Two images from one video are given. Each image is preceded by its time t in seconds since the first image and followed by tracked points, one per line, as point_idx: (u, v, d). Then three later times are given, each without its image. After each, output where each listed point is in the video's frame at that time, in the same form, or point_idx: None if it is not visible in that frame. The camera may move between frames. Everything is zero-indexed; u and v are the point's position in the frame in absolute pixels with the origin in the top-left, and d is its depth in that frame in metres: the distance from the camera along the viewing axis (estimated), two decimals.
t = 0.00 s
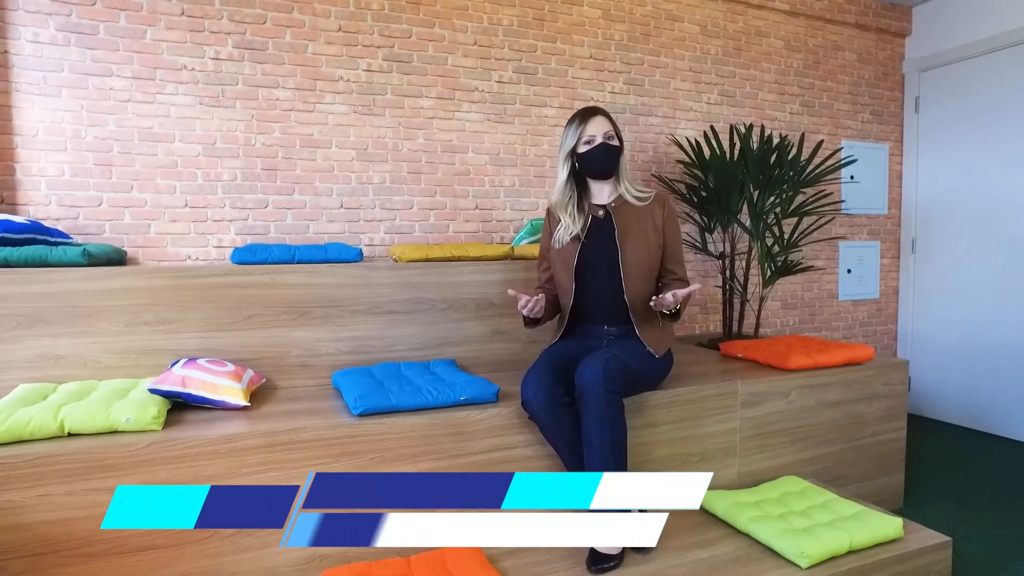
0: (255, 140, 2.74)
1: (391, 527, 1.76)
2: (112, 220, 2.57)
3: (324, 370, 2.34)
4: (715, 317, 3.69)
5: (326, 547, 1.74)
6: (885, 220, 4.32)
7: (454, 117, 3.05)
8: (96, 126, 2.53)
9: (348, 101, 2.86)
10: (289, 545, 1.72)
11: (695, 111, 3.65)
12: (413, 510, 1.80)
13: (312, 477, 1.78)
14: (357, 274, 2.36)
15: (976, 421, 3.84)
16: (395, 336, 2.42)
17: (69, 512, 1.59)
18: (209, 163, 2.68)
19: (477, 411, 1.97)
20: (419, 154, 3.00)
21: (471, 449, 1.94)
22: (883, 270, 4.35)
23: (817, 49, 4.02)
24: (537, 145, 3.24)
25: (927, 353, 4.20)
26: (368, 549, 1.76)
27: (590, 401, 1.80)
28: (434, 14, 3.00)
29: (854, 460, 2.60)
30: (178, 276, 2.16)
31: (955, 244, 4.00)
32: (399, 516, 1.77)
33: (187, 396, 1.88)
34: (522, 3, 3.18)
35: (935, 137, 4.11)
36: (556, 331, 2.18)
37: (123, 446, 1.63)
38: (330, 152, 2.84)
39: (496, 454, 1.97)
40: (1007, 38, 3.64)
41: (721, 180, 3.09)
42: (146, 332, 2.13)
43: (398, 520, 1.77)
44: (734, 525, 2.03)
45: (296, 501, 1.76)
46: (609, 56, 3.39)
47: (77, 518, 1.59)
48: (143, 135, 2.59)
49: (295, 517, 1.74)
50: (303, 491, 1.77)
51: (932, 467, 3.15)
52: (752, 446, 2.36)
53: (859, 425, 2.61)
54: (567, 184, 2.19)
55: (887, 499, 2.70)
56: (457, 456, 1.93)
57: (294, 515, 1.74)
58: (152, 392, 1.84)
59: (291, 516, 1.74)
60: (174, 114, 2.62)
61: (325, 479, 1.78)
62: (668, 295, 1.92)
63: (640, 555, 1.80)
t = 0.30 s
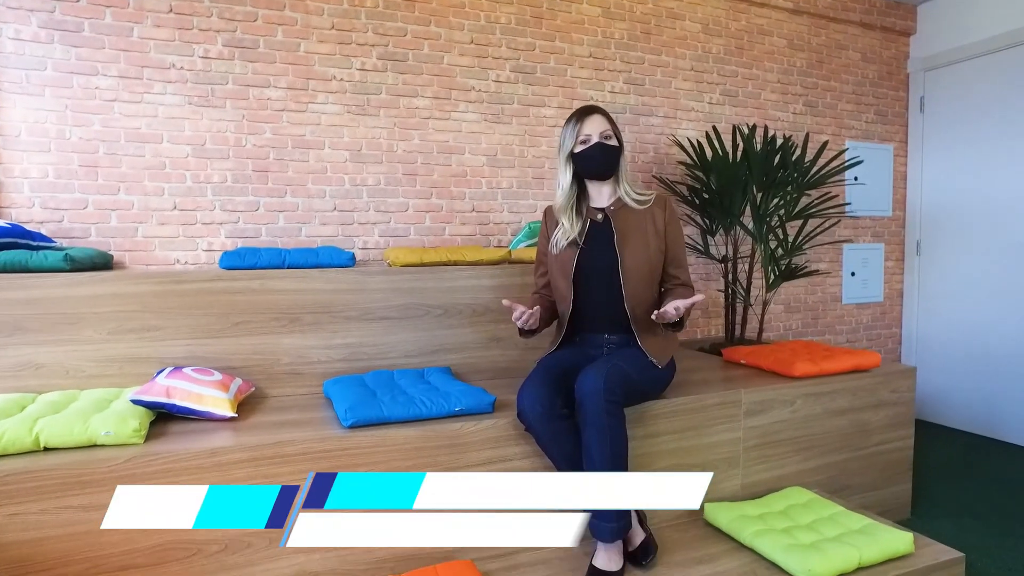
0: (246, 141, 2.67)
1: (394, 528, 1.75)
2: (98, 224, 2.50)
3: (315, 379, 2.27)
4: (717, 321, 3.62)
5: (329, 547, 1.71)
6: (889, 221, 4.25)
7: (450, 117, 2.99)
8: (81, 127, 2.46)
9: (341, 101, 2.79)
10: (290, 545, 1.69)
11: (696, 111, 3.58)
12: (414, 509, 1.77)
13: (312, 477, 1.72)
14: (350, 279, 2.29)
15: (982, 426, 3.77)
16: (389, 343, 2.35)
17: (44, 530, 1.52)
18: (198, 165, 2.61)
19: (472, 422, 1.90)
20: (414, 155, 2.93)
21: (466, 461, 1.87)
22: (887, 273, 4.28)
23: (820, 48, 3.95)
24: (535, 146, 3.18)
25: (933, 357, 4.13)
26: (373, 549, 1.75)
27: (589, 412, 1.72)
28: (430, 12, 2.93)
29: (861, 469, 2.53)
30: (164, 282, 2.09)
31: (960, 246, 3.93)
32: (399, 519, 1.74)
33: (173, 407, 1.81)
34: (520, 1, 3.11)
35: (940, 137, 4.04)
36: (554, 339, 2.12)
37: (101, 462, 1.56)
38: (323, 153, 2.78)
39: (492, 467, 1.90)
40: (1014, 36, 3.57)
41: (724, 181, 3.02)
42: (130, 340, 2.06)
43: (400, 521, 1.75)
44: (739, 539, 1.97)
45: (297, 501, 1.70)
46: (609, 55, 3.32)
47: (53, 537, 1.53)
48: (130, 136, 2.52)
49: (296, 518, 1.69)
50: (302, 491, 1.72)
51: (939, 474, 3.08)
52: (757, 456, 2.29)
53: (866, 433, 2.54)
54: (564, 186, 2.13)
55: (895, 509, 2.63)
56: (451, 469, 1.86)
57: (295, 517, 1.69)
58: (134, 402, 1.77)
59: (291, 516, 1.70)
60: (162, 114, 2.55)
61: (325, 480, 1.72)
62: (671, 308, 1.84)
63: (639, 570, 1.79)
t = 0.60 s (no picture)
0: (234, 141, 2.60)
1: (391, 527, 1.66)
2: (82, 225, 2.43)
3: (304, 385, 2.20)
4: (717, 324, 3.56)
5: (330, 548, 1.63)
6: (892, 222, 4.19)
7: (444, 116, 2.92)
8: (64, 126, 2.39)
9: (333, 99, 2.72)
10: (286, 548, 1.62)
11: (697, 110, 3.51)
12: (412, 509, 1.66)
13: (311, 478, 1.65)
14: (339, 283, 2.22)
15: (987, 430, 3.70)
16: (380, 348, 2.28)
17: (14, 548, 1.45)
18: (186, 165, 2.55)
19: (464, 432, 1.83)
20: (407, 154, 2.86)
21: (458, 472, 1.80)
22: (890, 274, 4.21)
23: (822, 46, 3.88)
24: (532, 145, 3.11)
25: (936, 360, 4.07)
26: (361, 564, 1.68)
27: (586, 422, 1.66)
28: (424, 8, 2.86)
29: (865, 477, 2.47)
30: (146, 286, 2.02)
31: (965, 248, 3.86)
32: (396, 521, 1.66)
33: (153, 416, 1.75)
34: None
35: (944, 137, 3.98)
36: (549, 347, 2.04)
37: (74, 476, 1.49)
38: (314, 152, 2.71)
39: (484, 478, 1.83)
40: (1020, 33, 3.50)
41: (725, 182, 2.96)
42: (111, 346, 2.00)
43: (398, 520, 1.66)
44: (741, 553, 1.90)
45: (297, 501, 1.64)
46: (607, 53, 3.25)
47: (23, 554, 1.46)
48: (115, 135, 2.45)
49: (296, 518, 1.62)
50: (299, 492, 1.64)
51: (944, 481, 3.02)
52: (758, 464, 2.23)
53: (870, 440, 2.47)
54: (557, 185, 2.07)
55: (900, 518, 2.56)
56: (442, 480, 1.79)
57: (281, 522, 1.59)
58: (113, 412, 1.71)
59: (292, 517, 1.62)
60: (147, 113, 2.49)
61: (322, 479, 1.66)
62: (667, 321, 1.77)
63: None
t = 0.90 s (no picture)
0: (219, 141, 2.53)
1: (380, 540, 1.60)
2: (60, 229, 2.36)
3: (288, 395, 2.13)
4: (716, 329, 3.49)
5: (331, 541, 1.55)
6: (895, 224, 4.11)
7: (436, 117, 2.84)
8: (42, 126, 2.32)
9: (321, 99, 2.65)
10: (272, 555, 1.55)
11: (695, 110, 3.44)
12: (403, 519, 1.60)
13: (314, 477, 1.61)
14: (325, 289, 2.15)
15: (991, 437, 3.62)
16: (368, 356, 2.21)
17: None
18: (169, 167, 2.47)
19: (452, 446, 1.76)
20: (398, 156, 2.78)
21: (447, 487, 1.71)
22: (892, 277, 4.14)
23: (823, 45, 3.81)
24: (526, 146, 3.04)
25: (939, 365, 4.00)
26: None
27: (579, 437, 1.59)
28: (415, 6, 2.79)
29: (869, 489, 2.39)
30: (122, 293, 1.95)
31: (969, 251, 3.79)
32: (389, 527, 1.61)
33: (127, 429, 1.68)
34: None
35: (948, 138, 3.90)
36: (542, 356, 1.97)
37: (37, 495, 1.42)
38: (301, 153, 2.63)
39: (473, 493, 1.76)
40: None
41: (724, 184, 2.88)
42: (86, 355, 1.92)
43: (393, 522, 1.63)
44: (740, 570, 1.83)
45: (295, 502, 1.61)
46: (603, 52, 3.18)
47: None
48: (95, 136, 2.38)
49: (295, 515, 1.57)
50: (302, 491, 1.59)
51: (949, 491, 2.94)
52: (759, 476, 2.16)
53: (874, 450, 2.40)
54: (552, 188, 2.01)
55: (905, 530, 2.49)
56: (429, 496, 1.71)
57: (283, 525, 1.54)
58: (84, 426, 1.64)
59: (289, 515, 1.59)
60: (129, 113, 2.41)
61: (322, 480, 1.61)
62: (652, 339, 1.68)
63: None
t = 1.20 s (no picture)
0: (201, 141, 2.44)
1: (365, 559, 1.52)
2: (34, 231, 2.28)
3: (269, 405, 2.04)
4: (715, 333, 3.41)
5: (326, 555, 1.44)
6: (897, 226, 4.03)
7: (426, 115, 2.76)
8: (14, 125, 2.23)
9: (307, 97, 2.57)
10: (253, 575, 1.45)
11: (694, 109, 3.36)
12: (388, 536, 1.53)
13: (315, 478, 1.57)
14: (308, 294, 2.06)
15: (997, 444, 3.54)
16: (352, 364, 2.13)
17: None
18: (148, 167, 2.39)
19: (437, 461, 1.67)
20: (387, 156, 2.70)
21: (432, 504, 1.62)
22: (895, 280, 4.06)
23: (825, 42, 3.73)
24: (519, 146, 2.95)
25: (943, 369, 3.91)
26: None
27: (570, 452, 1.51)
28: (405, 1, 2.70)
29: (873, 501, 2.31)
30: (93, 299, 1.86)
31: (973, 253, 3.70)
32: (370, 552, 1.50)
33: (93, 443, 1.59)
34: None
35: (952, 138, 3.82)
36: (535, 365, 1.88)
37: None
38: (286, 154, 2.55)
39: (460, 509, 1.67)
40: None
41: (723, 185, 2.80)
42: (55, 364, 1.84)
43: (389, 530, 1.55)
44: None
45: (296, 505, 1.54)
46: (599, 49, 3.09)
47: None
48: (71, 135, 2.29)
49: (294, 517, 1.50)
50: (302, 491, 1.54)
51: (955, 501, 2.86)
52: (759, 490, 2.07)
53: (879, 461, 2.31)
54: (547, 190, 1.94)
55: (910, 544, 2.40)
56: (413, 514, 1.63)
57: (278, 528, 1.47)
58: (48, 441, 1.55)
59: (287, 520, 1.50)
60: (106, 111, 2.33)
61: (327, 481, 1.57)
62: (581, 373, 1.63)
63: None
